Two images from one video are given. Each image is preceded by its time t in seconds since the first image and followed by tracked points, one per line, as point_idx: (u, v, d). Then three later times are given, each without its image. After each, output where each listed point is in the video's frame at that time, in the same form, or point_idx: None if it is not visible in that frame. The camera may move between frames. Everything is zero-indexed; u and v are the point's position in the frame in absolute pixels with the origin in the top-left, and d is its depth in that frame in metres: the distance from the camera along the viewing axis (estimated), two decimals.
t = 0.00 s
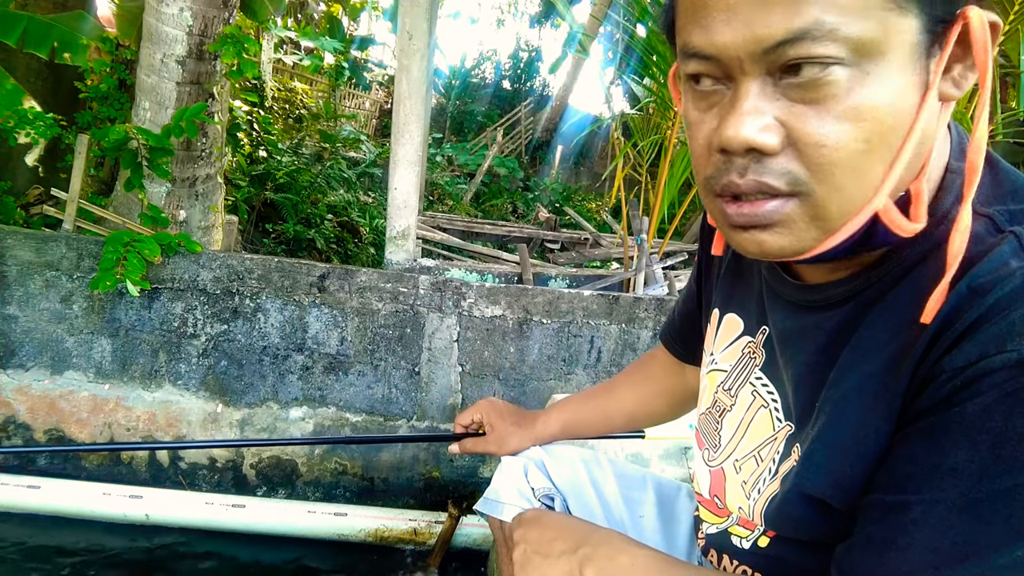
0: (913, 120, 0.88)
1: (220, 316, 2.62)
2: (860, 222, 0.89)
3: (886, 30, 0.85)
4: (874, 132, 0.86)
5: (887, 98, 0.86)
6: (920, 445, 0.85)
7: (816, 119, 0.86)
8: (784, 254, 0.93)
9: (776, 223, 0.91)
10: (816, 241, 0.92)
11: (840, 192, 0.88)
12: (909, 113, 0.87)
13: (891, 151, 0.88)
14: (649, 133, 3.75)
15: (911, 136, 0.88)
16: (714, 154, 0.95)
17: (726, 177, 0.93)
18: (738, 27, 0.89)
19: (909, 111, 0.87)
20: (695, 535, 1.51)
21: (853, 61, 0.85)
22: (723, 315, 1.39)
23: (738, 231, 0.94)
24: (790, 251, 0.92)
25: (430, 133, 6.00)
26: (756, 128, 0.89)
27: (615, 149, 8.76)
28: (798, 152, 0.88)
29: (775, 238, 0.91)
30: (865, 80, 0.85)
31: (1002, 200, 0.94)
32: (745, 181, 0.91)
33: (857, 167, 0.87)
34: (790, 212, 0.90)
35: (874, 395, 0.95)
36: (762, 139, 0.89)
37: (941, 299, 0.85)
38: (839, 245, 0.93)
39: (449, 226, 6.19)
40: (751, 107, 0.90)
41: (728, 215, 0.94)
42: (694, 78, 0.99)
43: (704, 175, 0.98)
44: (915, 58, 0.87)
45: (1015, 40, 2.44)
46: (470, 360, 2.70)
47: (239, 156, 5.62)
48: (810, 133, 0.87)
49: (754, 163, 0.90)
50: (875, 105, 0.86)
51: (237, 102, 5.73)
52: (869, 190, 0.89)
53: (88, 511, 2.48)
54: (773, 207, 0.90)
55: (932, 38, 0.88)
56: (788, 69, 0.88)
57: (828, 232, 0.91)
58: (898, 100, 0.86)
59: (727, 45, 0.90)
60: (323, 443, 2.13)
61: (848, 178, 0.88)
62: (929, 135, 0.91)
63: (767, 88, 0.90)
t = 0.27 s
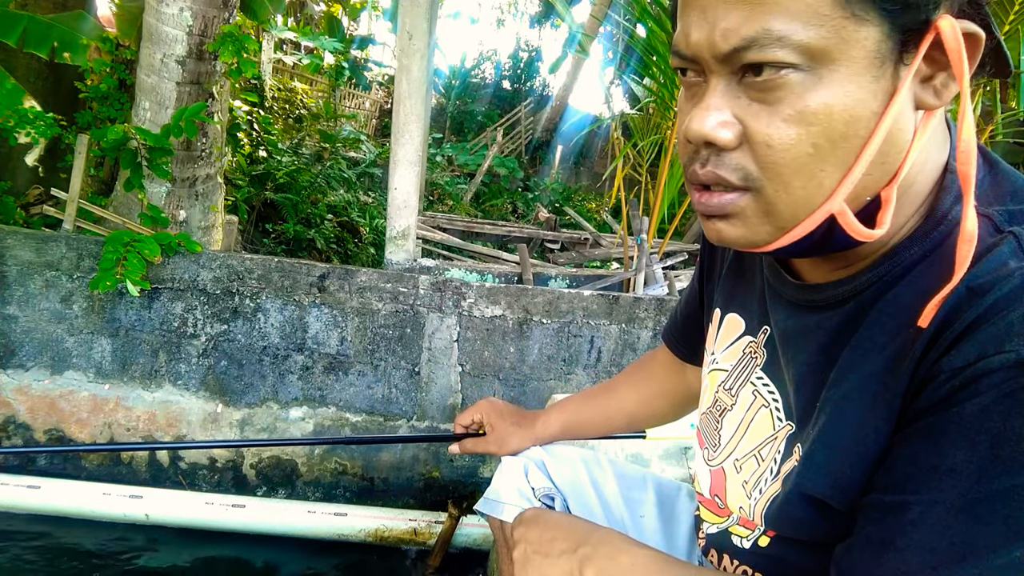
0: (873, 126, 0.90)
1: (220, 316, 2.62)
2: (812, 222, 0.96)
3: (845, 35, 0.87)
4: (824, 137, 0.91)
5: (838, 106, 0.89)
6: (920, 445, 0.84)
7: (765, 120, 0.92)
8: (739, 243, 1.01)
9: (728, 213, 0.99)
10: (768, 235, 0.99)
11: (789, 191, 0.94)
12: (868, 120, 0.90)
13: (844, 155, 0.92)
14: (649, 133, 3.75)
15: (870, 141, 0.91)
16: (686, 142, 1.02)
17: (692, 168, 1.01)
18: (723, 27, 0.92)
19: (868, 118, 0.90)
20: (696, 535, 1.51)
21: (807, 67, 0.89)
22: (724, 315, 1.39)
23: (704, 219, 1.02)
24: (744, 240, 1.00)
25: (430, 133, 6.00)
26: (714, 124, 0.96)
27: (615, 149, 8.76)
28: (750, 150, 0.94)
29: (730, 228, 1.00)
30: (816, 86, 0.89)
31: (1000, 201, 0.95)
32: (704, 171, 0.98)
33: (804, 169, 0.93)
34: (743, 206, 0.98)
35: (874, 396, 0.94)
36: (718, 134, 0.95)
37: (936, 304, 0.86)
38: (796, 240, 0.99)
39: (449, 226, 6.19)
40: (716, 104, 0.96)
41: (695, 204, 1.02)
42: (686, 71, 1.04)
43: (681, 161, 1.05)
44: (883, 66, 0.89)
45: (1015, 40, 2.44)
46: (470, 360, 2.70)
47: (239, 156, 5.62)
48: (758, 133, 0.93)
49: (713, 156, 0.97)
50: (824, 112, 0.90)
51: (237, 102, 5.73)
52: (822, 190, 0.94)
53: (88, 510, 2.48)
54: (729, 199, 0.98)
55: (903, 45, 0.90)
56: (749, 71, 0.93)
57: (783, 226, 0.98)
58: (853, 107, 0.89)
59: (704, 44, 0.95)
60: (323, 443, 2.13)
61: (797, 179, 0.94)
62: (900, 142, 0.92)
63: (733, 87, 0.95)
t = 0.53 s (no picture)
0: (857, 126, 0.91)
1: (220, 316, 2.62)
2: (799, 220, 0.96)
3: (827, 35, 0.88)
4: (808, 135, 0.91)
5: (822, 105, 0.90)
6: (919, 444, 0.84)
7: (751, 118, 0.93)
8: (729, 240, 1.02)
9: (718, 210, 1.00)
10: (757, 232, 0.99)
11: (776, 189, 0.95)
12: (853, 119, 0.90)
13: (828, 153, 0.92)
14: (649, 133, 3.75)
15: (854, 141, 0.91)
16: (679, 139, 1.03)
17: (685, 164, 1.02)
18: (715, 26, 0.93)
19: (852, 117, 0.90)
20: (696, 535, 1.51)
21: (792, 66, 0.90)
22: (724, 315, 1.39)
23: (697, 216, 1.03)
24: (734, 237, 1.01)
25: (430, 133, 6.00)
26: (704, 121, 0.97)
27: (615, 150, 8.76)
28: (737, 147, 0.95)
29: (720, 225, 1.01)
30: (800, 85, 0.90)
31: (998, 200, 0.95)
32: (694, 167, 1.00)
33: (789, 167, 0.93)
34: (731, 203, 0.99)
35: (873, 395, 0.94)
36: (707, 131, 0.97)
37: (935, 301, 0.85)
38: (785, 238, 0.99)
39: (449, 226, 6.19)
40: (706, 101, 0.98)
41: (688, 201, 1.03)
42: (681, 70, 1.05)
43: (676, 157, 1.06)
44: (868, 66, 0.89)
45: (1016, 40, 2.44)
46: (470, 360, 2.70)
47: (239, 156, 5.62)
48: (744, 131, 0.94)
49: (703, 153, 0.98)
50: (807, 110, 0.90)
51: (237, 102, 5.73)
52: (810, 188, 0.94)
53: (88, 511, 2.48)
54: (718, 195, 0.99)
55: (889, 45, 0.90)
56: (738, 70, 0.94)
57: (772, 225, 0.98)
58: (837, 107, 0.90)
59: (694, 44, 0.97)
60: (323, 444, 2.13)
61: (782, 177, 0.94)
62: (887, 142, 0.92)
63: (722, 85, 0.96)
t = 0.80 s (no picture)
0: (859, 124, 0.91)
1: (220, 316, 2.62)
2: (802, 219, 0.96)
3: (830, 33, 0.88)
4: (810, 133, 0.91)
5: (824, 104, 0.90)
6: (918, 443, 0.84)
7: (753, 116, 0.93)
8: (732, 240, 1.02)
9: (720, 210, 1.00)
10: (761, 231, 0.99)
11: (780, 188, 0.95)
12: (854, 118, 0.90)
13: (830, 152, 0.92)
14: (649, 133, 3.75)
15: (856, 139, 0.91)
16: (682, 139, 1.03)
17: (687, 165, 1.02)
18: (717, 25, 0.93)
19: (854, 116, 0.90)
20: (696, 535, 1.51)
21: (793, 65, 0.90)
22: (724, 316, 1.39)
23: (701, 217, 1.04)
24: (737, 238, 1.01)
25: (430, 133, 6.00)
26: (705, 121, 0.97)
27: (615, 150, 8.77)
28: (740, 147, 0.96)
29: (724, 225, 1.01)
30: (802, 83, 0.90)
31: (996, 200, 0.95)
32: (697, 167, 1.00)
33: (792, 166, 0.93)
34: (737, 203, 0.99)
35: (872, 395, 0.94)
36: (709, 130, 0.97)
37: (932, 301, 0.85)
38: (788, 238, 0.99)
39: (449, 226, 6.19)
40: (708, 101, 0.98)
41: (692, 202, 1.04)
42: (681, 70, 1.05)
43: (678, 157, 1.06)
44: (868, 65, 0.89)
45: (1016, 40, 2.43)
46: (470, 360, 2.70)
47: (239, 156, 5.62)
48: (746, 130, 0.94)
49: (705, 152, 0.99)
50: (809, 108, 0.90)
51: (237, 102, 5.73)
52: (812, 188, 0.94)
53: (87, 510, 2.48)
54: (721, 194, 0.99)
55: (889, 42, 0.90)
56: (740, 69, 0.94)
57: (773, 225, 0.98)
58: (838, 105, 0.90)
59: (695, 44, 0.97)
60: (323, 444, 2.13)
61: (785, 175, 0.94)
62: (888, 140, 0.92)
63: (723, 84, 0.96)
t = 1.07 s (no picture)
0: (862, 125, 0.91)
1: (220, 316, 2.62)
2: (805, 220, 0.96)
3: (833, 34, 0.88)
4: (813, 134, 0.91)
5: (827, 105, 0.90)
6: (918, 444, 0.85)
7: (755, 118, 0.93)
8: (732, 240, 1.02)
9: (721, 210, 1.00)
10: (762, 232, 0.99)
11: (782, 189, 0.95)
12: (857, 119, 0.90)
13: (833, 153, 0.92)
14: (649, 133, 3.75)
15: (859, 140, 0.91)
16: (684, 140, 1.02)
17: (689, 166, 1.02)
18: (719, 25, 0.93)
19: (857, 117, 0.90)
20: (696, 535, 1.51)
21: (796, 66, 0.90)
22: (725, 317, 1.39)
23: (702, 218, 1.04)
24: (738, 238, 1.01)
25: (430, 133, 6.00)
26: (708, 122, 0.97)
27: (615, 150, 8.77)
28: (742, 148, 0.96)
29: (726, 225, 1.01)
30: (805, 85, 0.90)
31: (998, 200, 0.94)
32: (699, 168, 1.00)
33: (795, 167, 0.93)
34: (738, 203, 0.99)
35: (873, 396, 0.94)
36: (711, 132, 0.97)
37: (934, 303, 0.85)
38: (790, 239, 0.99)
39: (449, 226, 6.19)
40: (710, 102, 0.97)
41: (694, 203, 1.03)
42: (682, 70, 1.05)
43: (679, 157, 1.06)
44: (872, 66, 0.89)
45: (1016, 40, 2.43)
46: (470, 359, 2.70)
47: (239, 156, 5.62)
48: (748, 131, 0.94)
49: (707, 153, 0.99)
50: (813, 109, 0.90)
51: (237, 102, 5.73)
52: (815, 188, 0.94)
53: (88, 511, 2.48)
54: (723, 196, 0.99)
55: (892, 42, 0.90)
56: (742, 71, 0.94)
57: (776, 225, 0.98)
58: (842, 106, 0.90)
59: (698, 44, 0.96)
60: (323, 444, 2.13)
61: (788, 176, 0.94)
62: (892, 141, 0.92)
63: (726, 85, 0.96)
